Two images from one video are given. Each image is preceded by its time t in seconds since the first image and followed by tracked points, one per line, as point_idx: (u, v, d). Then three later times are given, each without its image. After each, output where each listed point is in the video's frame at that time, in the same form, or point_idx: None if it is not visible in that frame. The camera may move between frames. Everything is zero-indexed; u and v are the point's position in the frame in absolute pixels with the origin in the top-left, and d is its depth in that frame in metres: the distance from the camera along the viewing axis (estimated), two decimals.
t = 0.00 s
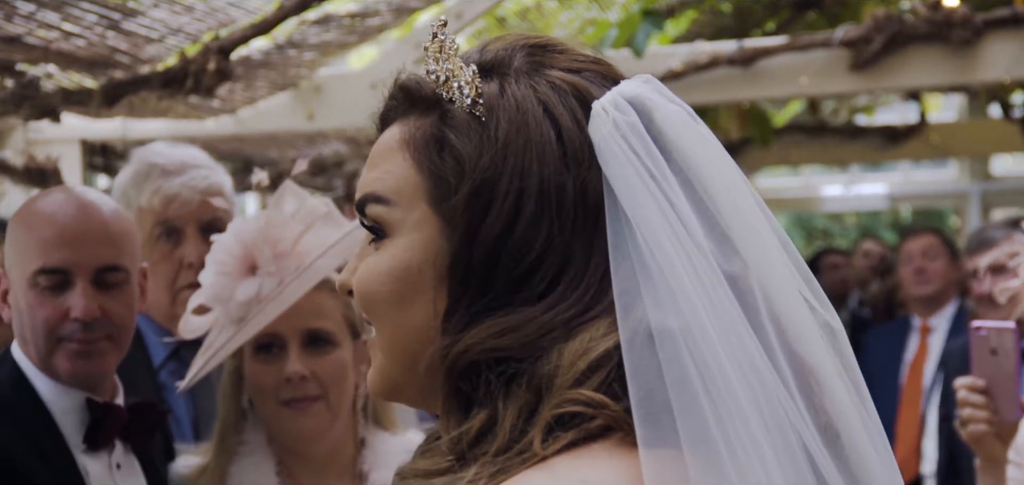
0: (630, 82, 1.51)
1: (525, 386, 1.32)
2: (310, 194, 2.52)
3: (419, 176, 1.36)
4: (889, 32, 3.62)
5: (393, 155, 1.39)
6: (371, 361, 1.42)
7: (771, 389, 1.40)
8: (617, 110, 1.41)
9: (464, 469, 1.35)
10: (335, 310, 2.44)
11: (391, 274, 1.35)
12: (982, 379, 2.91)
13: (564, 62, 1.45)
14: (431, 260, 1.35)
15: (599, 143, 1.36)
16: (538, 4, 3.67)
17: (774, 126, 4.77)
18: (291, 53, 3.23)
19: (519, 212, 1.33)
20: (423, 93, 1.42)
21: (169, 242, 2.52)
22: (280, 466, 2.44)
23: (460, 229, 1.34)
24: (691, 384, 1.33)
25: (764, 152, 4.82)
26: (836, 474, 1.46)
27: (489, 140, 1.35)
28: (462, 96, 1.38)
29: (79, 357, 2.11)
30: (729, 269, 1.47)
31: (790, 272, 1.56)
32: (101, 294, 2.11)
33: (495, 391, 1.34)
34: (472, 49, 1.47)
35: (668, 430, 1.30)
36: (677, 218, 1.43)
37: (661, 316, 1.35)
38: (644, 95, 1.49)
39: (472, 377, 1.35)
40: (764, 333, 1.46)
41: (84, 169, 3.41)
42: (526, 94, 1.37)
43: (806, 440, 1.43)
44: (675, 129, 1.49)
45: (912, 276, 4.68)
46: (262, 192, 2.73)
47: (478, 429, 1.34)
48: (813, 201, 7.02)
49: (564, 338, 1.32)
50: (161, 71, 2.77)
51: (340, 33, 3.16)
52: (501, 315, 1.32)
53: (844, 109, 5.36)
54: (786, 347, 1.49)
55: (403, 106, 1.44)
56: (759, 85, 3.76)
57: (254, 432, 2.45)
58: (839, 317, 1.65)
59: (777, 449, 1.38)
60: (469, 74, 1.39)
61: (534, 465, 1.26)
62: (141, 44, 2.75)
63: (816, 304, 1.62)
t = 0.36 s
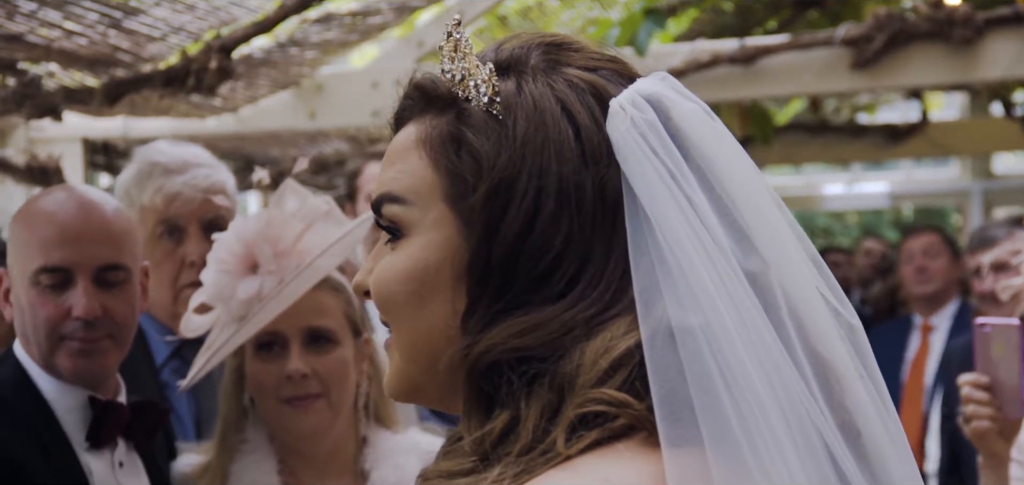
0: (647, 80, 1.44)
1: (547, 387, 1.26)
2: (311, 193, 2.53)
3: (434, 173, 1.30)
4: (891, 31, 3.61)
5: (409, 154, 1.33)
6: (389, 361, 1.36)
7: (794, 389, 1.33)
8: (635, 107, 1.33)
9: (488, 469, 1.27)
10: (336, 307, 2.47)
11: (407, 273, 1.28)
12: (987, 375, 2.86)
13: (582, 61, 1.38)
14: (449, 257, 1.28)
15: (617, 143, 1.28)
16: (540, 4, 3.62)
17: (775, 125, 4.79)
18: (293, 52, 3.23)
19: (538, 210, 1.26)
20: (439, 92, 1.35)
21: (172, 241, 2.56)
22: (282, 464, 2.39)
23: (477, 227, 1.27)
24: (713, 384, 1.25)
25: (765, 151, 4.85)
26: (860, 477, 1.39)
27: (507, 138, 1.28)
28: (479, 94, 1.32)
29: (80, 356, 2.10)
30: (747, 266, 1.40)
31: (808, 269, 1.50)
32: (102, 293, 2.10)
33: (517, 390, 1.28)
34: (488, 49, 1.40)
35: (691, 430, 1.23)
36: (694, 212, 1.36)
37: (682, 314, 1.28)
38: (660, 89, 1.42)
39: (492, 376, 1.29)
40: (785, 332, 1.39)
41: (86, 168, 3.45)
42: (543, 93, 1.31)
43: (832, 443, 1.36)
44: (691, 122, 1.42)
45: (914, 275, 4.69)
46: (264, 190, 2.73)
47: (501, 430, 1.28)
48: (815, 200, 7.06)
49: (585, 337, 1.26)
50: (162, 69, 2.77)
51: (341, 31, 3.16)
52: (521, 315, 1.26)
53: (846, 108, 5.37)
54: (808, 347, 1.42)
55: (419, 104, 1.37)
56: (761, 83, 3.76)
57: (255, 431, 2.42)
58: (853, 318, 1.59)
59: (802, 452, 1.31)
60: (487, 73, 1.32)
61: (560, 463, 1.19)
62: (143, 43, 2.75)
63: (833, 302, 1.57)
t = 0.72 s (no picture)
0: (669, 80, 1.44)
1: (564, 387, 1.25)
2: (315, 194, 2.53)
3: (455, 171, 1.31)
4: (891, 32, 3.61)
5: (429, 151, 1.33)
6: (408, 360, 1.36)
7: (812, 393, 1.33)
8: (656, 108, 1.33)
9: (503, 469, 1.27)
10: (339, 308, 2.48)
11: (426, 272, 1.29)
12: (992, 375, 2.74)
13: (604, 60, 1.38)
14: (468, 258, 1.28)
15: (637, 142, 1.28)
16: (541, 5, 3.57)
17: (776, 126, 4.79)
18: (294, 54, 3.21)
19: (557, 210, 1.26)
20: (459, 89, 1.35)
21: (175, 242, 2.57)
22: (285, 466, 2.39)
23: (497, 227, 1.27)
24: (731, 388, 1.24)
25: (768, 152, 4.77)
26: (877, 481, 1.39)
27: (527, 137, 1.28)
28: (499, 93, 1.32)
29: (84, 358, 2.09)
30: (767, 268, 1.39)
31: (827, 272, 1.50)
32: (105, 295, 2.10)
33: (534, 390, 1.27)
34: (510, 46, 1.39)
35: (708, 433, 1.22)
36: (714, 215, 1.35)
37: (702, 316, 1.27)
38: (681, 90, 1.41)
39: (510, 377, 1.29)
40: (804, 336, 1.38)
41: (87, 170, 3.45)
42: (564, 92, 1.30)
43: (849, 448, 1.36)
44: (712, 123, 1.42)
45: (914, 276, 4.69)
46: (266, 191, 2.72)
47: (516, 431, 1.27)
48: (818, 200, 7.10)
49: (604, 337, 1.25)
50: (163, 71, 2.76)
51: (342, 33, 3.16)
52: (539, 315, 1.26)
53: (847, 109, 5.36)
54: (826, 350, 1.41)
55: (440, 101, 1.38)
56: (762, 84, 3.77)
57: (259, 432, 2.42)
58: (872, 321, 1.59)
59: (820, 457, 1.30)
60: (508, 71, 1.32)
61: (574, 465, 1.18)
62: (144, 45, 2.75)
63: (853, 305, 1.57)
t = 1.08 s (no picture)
0: (698, 86, 1.44)
1: (578, 390, 1.26)
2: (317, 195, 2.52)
3: (478, 166, 1.31)
4: (892, 32, 3.60)
5: (455, 143, 1.33)
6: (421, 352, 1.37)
7: (833, 404, 1.33)
8: (686, 115, 1.33)
9: (515, 472, 1.28)
10: (341, 309, 2.47)
11: (441, 269, 1.29)
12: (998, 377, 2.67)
13: (635, 63, 1.38)
14: (485, 257, 1.28)
15: (664, 149, 1.28)
16: (541, 5, 3.58)
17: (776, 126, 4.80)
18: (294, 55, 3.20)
19: (579, 215, 1.26)
20: (489, 83, 1.35)
21: (175, 243, 2.54)
22: (287, 467, 2.40)
23: (518, 228, 1.27)
24: (753, 397, 1.25)
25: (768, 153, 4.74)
26: None
27: (553, 137, 1.28)
28: (529, 90, 1.31)
29: (88, 359, 2.11)
30: (792, 277, 1.40)
31: (852, 280, 1.50)
32: (109, 296, 2.10)
33: (548, 393, 1.28)
34: (543, 42, 1.40)
35: (728, 441, 1.23)
36: (739, 224, 1.36)
37: (725, 325, 1.28)
38: (710, 97, 1.42)
39: (526, 380, 1.29)
40: (827, 345, 1.39)
41: (87, 171, 3.45)
42: (594, 93, 1.30)
43: (869, 459, 1.36)
44: (740, 130, 1.42)
45: (913, 278, 4.71)
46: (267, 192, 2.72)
47: (529, 434, 1.29)
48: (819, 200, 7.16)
49: (622, 340, 1.26)
50: (163, 72, 2.75)
51: (342, 34, 3.16)
52: (557, 318, 1.27)
53: (846, 110, 5.38)
54: (849, 360, 1.42)
55: (469, 93, 1.38)
56: (763, 85, 3.76)
57: (261, 433, 2.41)
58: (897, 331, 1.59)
59: (840, 467, 1.31)
60: (539, 69, 1.32)
61: (586, 470, 1.20)
62: (144, 45, 2.74)
63: (879, 316, 1.58)
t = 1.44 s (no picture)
0: (695, 83, 1.44)
1: (575, 393, 1.26)
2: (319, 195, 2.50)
3: (474, 172, 1.31)
4: (891, 33, 3.60)
5: (451, 147, 1.34)
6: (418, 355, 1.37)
7: (836, 401, 1.33)
8: (682, 114, 1.33)
9: (512, 476, 1.29)
10: (343, 311, 2.48)
11: (442, 273, 1.29)
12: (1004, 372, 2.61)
13: (630, 60, 1.37)
14: (484, 262, 1.28)
15: (661, 147, 1.28)
16: (540, 5, 3.57)
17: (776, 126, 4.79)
18: (293, 55, 3.17)
19: (575, 218, 1.26)
20: (484, 86, 1.36)
21: (171, 234, 2.52)
22: (288, 467, 2.39)
23: (515, 231, 1.27)
24: (753, 396, 1.25)
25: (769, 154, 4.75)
26: None
27: (548, 141, 1.28)
28: (523, 92, 1.31)
29: (88, 360, 2.10)
30: (790, 275, 1.40)
31: (853, 276, 1.50)
32: (110, 297, 2.09)
33: (545, 397, 1.28)
34: (537, 44, 1.40)
35: (729, 440, 1.23)
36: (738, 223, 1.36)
37: (723, 325, 1.28)
38: (708, 94, 1.42)
39: (523, 384, 1.29)
40: (828, 343, 1.39)
41: (86, 171, 3.43)
42: (588, 94, 1.30)
43: (873, 456, 1.36)
44: (737, 127, 1.42)
45: (912, 278, 4.71)
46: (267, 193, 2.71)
47: (525, 439, 1.28)
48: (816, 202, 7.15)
49: (617, 344, 1.26)
50: (162, 72, 2.74)
51: (341, 34, 3.16)
52: (555, 322, 1.27)
53: (845, 111, 5.39)
54: (850, 357, 1.42)
55: (464, 98, 1.38)
56: (763, 85, 3.77)
57: (262, 433, 2.40)
58: (899, 326, 1.59)
59: (843, 465, 1.31)
60: (533, 71, 1.32)
61: (580, 473, 1.19)
62: (143, 45, 2.74)
63: (884, 314, 1.58)
